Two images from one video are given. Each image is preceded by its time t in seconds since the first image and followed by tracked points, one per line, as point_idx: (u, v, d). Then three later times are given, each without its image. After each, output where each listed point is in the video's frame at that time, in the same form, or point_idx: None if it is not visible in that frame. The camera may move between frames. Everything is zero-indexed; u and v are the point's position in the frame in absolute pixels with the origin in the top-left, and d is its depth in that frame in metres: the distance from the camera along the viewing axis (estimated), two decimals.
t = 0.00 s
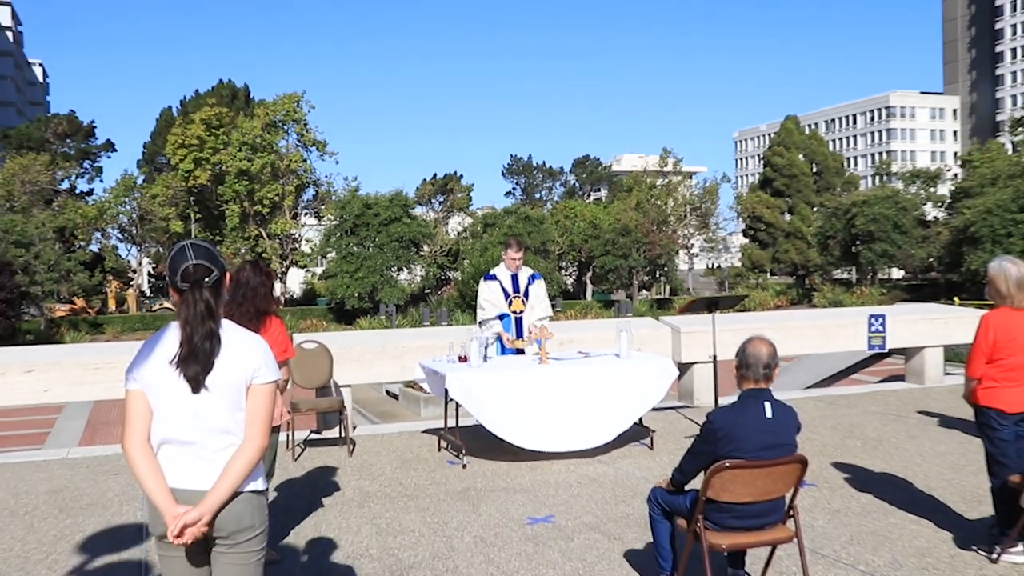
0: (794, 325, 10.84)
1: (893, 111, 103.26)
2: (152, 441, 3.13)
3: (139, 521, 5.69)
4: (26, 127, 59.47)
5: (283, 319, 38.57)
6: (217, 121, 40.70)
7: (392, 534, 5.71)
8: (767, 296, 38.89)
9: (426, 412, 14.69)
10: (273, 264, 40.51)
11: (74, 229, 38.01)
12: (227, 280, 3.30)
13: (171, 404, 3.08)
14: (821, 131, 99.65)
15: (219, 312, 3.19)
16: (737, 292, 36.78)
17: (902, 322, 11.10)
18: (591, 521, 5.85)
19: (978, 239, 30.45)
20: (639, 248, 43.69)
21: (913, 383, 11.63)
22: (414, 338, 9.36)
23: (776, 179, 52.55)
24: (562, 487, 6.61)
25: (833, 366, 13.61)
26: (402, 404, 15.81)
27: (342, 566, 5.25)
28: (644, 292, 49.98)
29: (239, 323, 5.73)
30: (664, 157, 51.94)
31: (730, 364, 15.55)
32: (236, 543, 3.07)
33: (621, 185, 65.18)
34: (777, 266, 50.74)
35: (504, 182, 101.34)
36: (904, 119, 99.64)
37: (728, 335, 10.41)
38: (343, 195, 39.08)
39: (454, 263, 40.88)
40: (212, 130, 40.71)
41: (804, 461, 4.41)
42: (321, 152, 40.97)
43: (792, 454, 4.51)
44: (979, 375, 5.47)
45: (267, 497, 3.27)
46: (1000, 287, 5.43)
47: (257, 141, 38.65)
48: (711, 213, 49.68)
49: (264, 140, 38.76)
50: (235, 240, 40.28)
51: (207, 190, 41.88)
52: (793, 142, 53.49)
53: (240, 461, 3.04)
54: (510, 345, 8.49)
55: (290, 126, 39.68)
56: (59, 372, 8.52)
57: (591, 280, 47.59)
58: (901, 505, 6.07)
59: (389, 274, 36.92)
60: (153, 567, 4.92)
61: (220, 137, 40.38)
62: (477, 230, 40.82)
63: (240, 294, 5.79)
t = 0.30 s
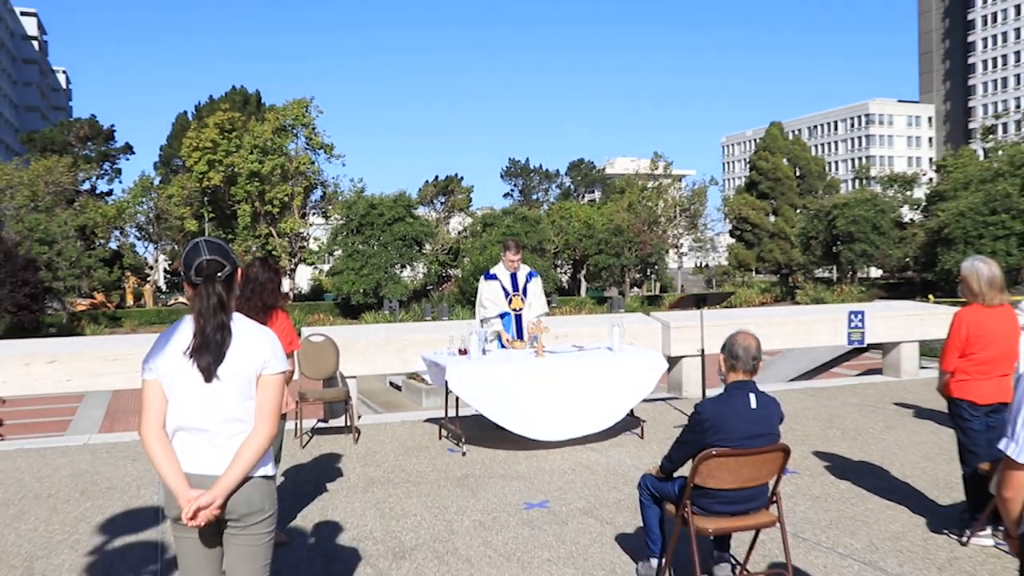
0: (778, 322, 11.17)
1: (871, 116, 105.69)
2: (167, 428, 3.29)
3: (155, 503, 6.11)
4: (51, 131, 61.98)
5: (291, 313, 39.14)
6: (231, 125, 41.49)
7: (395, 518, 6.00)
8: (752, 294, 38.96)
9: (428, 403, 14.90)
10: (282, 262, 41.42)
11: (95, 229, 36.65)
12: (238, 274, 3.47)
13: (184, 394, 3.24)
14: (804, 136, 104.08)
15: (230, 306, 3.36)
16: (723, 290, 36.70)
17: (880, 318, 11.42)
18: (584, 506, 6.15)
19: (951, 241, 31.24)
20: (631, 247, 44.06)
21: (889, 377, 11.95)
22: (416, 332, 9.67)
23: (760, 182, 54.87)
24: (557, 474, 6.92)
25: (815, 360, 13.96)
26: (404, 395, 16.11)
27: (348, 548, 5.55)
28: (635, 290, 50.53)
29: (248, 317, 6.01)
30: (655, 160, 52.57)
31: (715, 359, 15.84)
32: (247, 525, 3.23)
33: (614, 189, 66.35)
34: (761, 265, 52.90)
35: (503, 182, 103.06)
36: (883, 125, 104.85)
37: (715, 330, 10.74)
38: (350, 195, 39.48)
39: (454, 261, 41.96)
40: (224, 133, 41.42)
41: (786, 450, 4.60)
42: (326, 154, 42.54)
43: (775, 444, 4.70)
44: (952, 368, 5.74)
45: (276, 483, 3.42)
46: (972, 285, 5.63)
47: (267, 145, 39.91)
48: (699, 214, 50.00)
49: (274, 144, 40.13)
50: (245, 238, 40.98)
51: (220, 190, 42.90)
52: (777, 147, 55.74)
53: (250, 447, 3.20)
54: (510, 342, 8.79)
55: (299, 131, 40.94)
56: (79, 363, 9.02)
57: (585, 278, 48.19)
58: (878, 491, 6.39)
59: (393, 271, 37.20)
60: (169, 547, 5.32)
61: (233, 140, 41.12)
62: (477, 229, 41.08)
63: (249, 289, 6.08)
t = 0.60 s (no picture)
0: (764, 318, 11.47)
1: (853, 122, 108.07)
2: (179, 417, 3.44)
3: (168, 490, 6.41)
4: (73, 135, 66.69)
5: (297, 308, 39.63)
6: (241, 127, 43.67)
7: (397, 505, 6.26)
8: (739, 291, 39.68)
9: (429, 395, 15.22)
10: (290, 260, 44.15)
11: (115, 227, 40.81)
12: (247, 270, 3.58)
13: (196, 384, 3.38)
14: (789, 141, 106.47)
15: (239, 300, 3.48)
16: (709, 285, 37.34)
17: (861, 315, 11.70)
18: (577, 494, 6.42)
19: (928, 241, 33.04)
20: (624, 246, 44.69)
21: (868, 371, 12.28)
22: (418, 327, 9.94)
23: (748, 185, 55.55)
24: (552, 463, 7.21)
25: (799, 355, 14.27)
26: (406, 387, 16.44)
27: (352, 533, 5.79)
28: (627, 286, 50.92)
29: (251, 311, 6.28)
30: (647, 163, 53.11)
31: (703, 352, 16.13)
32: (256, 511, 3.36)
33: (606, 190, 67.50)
34: (748, 264, 53.73)
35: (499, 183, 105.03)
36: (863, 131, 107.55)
37: (705, 326, 11.05)
38: (355, 197, 40.57)
39: (455, 259, 42.12)
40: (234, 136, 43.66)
41: (773, 442, 4.69)
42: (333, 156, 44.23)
43: (761, 434, 4.79)
44: (928, 363, 5.98)
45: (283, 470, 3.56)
46: (947, 282, 5.89)
47: (275, 147, 42.01)
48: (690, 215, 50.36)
49: (283, 146, 42.10)
50: (255, 237, 43.38)
51: (231, 191, 45.02)
52: (763, 153, 56.26)
53: (259, 436, 3.34)
54: (509, 338, 9.09)
55: (307, 134, 42.62)
56: (97, 355, 9.29)
57: (580, 276, 48.66)
58: (858, 480, 6.68)
59: (396, 268, 38.14)
60: (181, 532, 5.56)
61: (243, 142, 43.31)
62: (476, 229, 42.25)
63: (251, 284, 6.35)
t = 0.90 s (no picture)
0: (751, 316, 11.75)
1: (837, 128, 109.40)
2: (191, 408, 3.69)
3: (181, 478, 6.71)
4: (91, 138, 68.39)
5: (304, 304, 39.75)
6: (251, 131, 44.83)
7: (399, 493, 6.49)
8: (729, 288, 40.03)
9: (430, 387, 15.51)
10: (298, 258, 45.29)
11: (128, 225, 42.48)
12: (255, 268, 3.83)
13: (206, 376, 3.63)
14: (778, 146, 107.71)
15: (247, 297, 3.72)
16: (701, 283, 37.70)
17: (845, 313, 12.00)
18: (572, 483, 6.67)
19: (909, 242, 33.83)
20: (619, 246, 44.83)
21: (852, 366, 12.57)
22: (419, 322, 10.18)
23: (737, 187, 56.00)
24: (548, 454, 7.47)
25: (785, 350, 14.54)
26: (409, 380, 16.73)
27: (355, 519, 5.99)
28: (621, 284, 51.32)
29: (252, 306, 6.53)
30: (640, 166, 53.52)
31: (693, 349, 16.49)
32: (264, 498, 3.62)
33: (601, 191, 68.15)
34: (737, 263, 54.12)
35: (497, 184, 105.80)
36: (848, 137, 108.93)
37: (696, 322, 11.33)
38: (360, 197, 41.09)
39: (456, 258, 42.66)
40: (246, 138, 44.47)
41: (761, 433, 4.85)
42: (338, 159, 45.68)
43: (749, 427, 4.95)
44: (908, 358, 6.20)
45: (288, 459, 3.82)
46: (925, 282, 6.10)
47: (284, 149, 42.94)
48: (681, 216, 50.70)
49: (291, 148, 42.98)
50: (264, 236, 44.15)
51: (242, 192, 45.75)
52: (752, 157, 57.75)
53: (266, 428, 3.59)
54: (506, 334, 9.36)
55: (314, 137, 44.41)
56: (111, 348, 9.52)
57: (576, 274, 48.76)
58: (841, 471, 6.94)
59: (399, 266, 38.63)
60: (194, 519, 5.84)
61: (253, 145, 43.98)
62: (477, 229, 42.72)
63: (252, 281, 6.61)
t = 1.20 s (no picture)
0: (738, 311, 12.06)
1: (821, 132, 110.58)
2: (205, 401, 3.97)
3: (196, 468, 7.10)
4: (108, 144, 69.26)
5: (311, 302, 40.06)
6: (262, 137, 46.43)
7: (404, 482, 6.78)
8: (720, 286, 40.45)
9: (434, 381, 15.84)
10: (308, 259, 46.36)
11: (144, 228, 43.05)
12: (264, 267, 4.10)
13: (221, 372, 3.92)
14: (766, 148, 108.80)
15: (257, 295, 3.99)
16: (693, 280, 38.19)
17: (829, 307, 12.36)
18: (570, 472, 6.96)
19: (892, 240, 33.98)
20: (614, 245, 45.86)
21: (836, 359, 12.92)
22: (424, 319, 10.48)
23: (726, 188, 56.10)
24: (547, 444, 7.79)
25: (774, 344, 14.88)
26: (413, 375, 17.08)
27: (363, 507, 6.26)
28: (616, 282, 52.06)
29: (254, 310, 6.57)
30: (634, 167, 54.11)
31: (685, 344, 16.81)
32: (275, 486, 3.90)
33: (596, 194, 68.95)
34: (727, 261, 54.70)
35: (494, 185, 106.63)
36: (832, 140, 109.94)
37: (687, 318, 11.68)
38: (365, 198, 41.69)
39: (459, 257, 43.16)
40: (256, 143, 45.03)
41: (750, 423, 5.13)
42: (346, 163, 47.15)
43: (739, 417, 5.23)
44: (890, 351, 6.34)
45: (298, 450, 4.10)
46: (906, 278, 6.26)
47: (293, 153, 44.54)
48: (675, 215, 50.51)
49: (300, 153, 44.71)
50: (275, 237, 45.50)
51: (253, 196, 46.83)
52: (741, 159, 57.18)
53: (278, 419, 3.88)
54: (506, 330, 9.62)
55: (322, 141, 45.75)
56: (129, 345, 9.79)
57: (574, 272, 48.62)
58: (827, 459, 7.24)
59: (404, 265, 39.09)
60: (207, 506, 6.17)
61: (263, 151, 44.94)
62: (478, 229, 43.32)
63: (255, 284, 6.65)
